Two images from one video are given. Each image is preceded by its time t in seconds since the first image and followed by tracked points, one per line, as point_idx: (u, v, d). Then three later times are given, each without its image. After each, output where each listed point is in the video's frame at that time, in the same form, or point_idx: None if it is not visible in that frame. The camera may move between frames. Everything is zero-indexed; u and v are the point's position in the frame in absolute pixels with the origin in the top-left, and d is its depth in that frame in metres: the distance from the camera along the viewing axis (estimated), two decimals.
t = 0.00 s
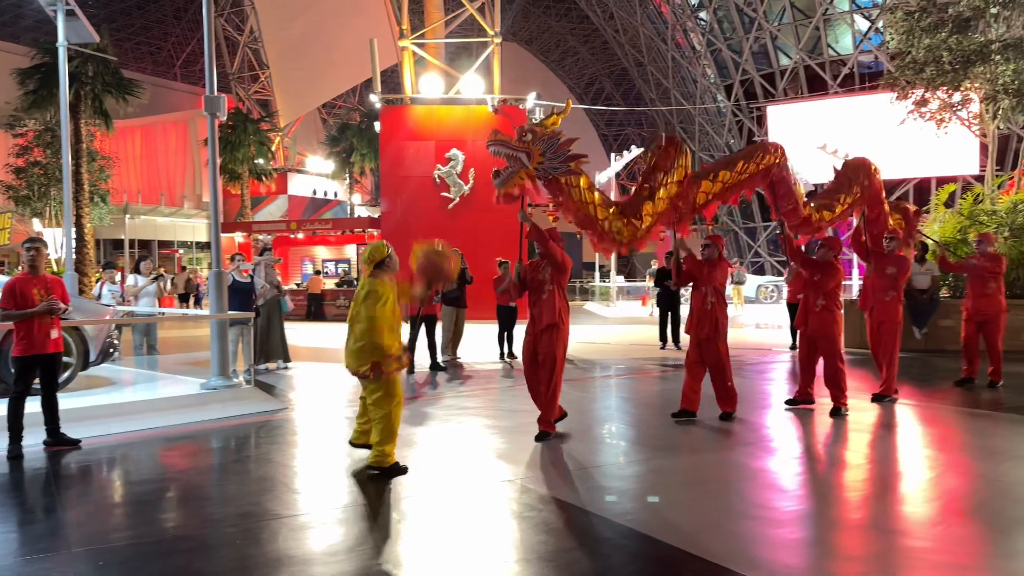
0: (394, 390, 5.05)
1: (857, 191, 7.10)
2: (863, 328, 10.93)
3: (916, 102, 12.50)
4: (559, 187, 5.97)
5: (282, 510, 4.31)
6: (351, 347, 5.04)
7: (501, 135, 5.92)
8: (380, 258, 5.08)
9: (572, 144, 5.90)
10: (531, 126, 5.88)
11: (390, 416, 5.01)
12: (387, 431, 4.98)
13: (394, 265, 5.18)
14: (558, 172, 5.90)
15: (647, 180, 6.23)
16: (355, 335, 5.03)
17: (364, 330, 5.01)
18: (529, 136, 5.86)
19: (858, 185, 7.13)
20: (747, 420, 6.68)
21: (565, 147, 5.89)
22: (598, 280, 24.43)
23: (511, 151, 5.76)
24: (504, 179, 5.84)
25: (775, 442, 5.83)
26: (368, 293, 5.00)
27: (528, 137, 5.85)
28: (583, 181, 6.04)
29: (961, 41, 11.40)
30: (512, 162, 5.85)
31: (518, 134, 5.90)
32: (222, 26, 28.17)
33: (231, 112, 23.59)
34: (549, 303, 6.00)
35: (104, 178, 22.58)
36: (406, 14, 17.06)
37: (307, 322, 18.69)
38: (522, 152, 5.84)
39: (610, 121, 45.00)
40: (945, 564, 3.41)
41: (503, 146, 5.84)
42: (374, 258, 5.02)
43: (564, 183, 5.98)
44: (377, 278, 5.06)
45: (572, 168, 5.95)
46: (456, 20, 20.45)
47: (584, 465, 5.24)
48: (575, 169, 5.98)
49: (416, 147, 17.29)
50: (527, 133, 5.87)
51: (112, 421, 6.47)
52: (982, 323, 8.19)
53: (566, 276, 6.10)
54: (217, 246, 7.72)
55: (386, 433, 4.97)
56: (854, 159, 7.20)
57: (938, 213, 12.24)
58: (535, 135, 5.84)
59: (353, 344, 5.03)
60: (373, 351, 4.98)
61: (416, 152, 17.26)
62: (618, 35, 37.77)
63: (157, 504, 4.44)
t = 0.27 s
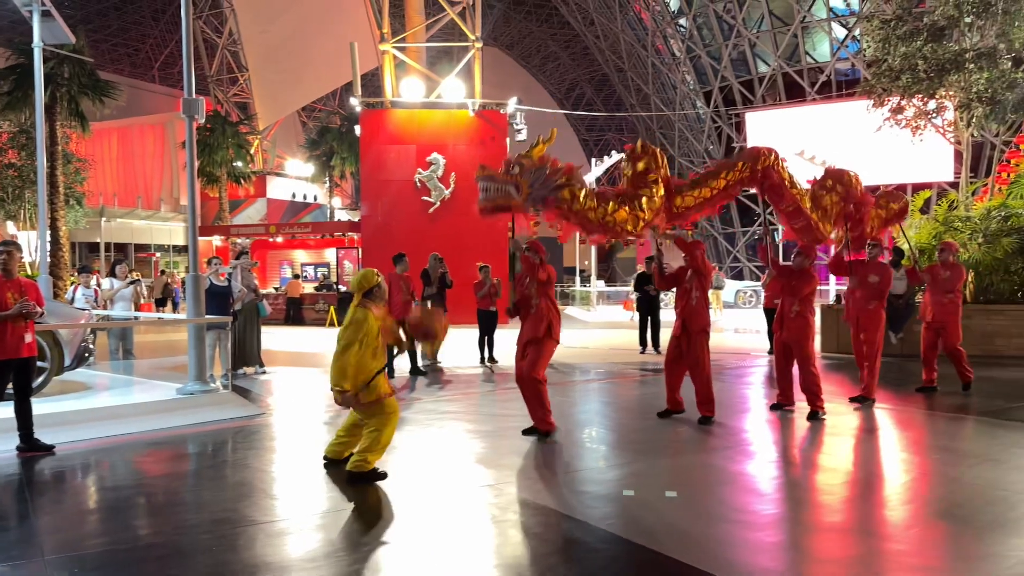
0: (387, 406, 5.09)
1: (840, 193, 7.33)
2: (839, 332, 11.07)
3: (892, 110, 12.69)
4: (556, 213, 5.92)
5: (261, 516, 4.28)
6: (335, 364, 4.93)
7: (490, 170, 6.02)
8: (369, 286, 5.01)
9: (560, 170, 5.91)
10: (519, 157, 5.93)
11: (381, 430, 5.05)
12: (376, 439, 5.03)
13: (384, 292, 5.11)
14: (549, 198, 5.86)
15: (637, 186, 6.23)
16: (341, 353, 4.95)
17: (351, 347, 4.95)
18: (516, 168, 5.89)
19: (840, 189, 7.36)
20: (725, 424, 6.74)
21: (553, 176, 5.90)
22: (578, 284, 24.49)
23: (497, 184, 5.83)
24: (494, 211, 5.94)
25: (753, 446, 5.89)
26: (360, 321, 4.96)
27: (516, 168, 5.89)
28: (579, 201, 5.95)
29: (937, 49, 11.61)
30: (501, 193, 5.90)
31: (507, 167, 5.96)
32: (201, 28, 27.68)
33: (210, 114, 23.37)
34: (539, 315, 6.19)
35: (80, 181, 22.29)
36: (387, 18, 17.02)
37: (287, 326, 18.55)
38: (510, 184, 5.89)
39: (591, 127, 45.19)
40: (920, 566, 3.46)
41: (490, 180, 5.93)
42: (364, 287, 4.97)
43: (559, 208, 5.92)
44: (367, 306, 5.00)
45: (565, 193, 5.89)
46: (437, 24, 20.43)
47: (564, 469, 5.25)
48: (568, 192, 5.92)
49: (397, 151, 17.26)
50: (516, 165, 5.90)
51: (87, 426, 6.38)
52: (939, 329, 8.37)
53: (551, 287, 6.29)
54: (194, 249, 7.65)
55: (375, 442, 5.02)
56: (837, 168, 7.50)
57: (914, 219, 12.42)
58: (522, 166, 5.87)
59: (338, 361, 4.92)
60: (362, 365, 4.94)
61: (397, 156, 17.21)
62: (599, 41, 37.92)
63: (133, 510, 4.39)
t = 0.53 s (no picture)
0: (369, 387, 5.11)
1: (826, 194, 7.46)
2: (821, 336, 11.16)
3: (872, 116, 12.86)
4: (528, 179, 5.58)
5: (243, 521, 4.23)
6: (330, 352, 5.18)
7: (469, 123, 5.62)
8: (349, 261, 5.25)
9: (541, 134, 5.57)
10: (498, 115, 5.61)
11: (362, 412, 5.05)
12: (358, 426, 5.04)
13: (363, 268, 5.34)
14: (525, 161, 5.52)
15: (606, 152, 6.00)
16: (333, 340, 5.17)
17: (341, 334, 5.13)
18: (494, 125, 5.57)
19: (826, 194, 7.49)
20: (708, 428, 6.76)
21: (532, 135, 5.55)
22: (563, 288, 24.53)
23: (473, 139, 5.48)
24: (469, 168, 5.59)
25: (736, 450, 5.91)
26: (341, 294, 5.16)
27: (494, 127, 5.57)
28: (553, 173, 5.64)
29: (916, 57, 11.81)
30: (476, 154, 5.58)
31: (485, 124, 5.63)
32: (183, 30, 26.93)
33: (192, 117, 23.20)
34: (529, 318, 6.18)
35: (59, 183, 22.01)
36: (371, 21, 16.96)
37: (269, 330, 18.41)
38: (488, 142, 5.57)
39: (575, 132, 45.30)
40: (903, 569, 3.49)
41: (467, 137, 5.53)
42: (344, 261, 5.19)
43: (533, 173, 5.58)
44: (348, 280, 5.20)
45: (540, 157, 5.58)
46: (422, 28, 20.44)
47: (548, 473, 5.24)
48: (543, 160, 5.62)
49: (380, 155, 17.19)
50: (493, 124, 5.59)
51: (67, 431, 6.28)
52: (918, 330, 8.47)
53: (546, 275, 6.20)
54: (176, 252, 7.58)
55: (358, 430, 5.03)
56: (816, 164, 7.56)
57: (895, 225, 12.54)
58: (500, 124, 5.53)
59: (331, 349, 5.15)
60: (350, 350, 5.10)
61: (381, 160, 17.16)
62: (583, 46, 38.07)
63: (112, 516, 4.32)
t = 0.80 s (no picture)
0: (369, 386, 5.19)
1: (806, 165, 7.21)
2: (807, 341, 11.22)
3: (858, 122, 12.95)
4: (519, 123, 6.06)
5: (228, 526, 4.19)
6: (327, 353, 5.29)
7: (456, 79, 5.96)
8: (336, 268, 5.18)
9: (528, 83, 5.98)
10: (486, 66, 5.95)
11: (359, 415, 5.08)
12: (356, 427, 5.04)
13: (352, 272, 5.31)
14: (517, 109, 5.99)
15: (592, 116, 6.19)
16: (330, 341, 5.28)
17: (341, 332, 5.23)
18: (484, 76, 5.94)
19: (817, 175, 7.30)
20: (695, 432, 6.79)
21: (520, 86, 5.97)
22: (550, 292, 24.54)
23: (465, 91, 5.85)
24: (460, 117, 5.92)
25: (723, 453, 5.93)
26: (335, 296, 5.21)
27: (483, 77, 5.93)
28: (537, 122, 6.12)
29: (901, 63, 11.93)
30: (467, 104, 5.92)
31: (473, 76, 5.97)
32: (170, 34, 27.15)
33: (178, 119, 23.05)
34: (527, 322, 6.15)
35: (44, 186, 21.78)
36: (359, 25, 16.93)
37: (255, 334, 18.31)
38: (478, 93, 5.93)
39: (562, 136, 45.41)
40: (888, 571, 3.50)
41: (457, 88, 5.89)
42: (332, 268, 5.14)
43: (520, 121, 6.06)
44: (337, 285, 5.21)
45: (529, 106, 6.04)
46: (410, 32, 20.44)
47: (536, 477, 5.23)
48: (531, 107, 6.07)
49: (368, 158, 17.15)
50: (482, 74, 5.95)
51: (50, 436, 6.21)
52: (908, 335, 8.53)
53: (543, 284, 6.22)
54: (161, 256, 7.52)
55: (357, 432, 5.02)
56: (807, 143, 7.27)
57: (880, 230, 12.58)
58: (490, 74, 5.92)
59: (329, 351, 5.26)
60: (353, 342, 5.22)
61: (369, 163, 17.13)
62: (570, 51, 38.17)
63: (96, 521, 4.27)
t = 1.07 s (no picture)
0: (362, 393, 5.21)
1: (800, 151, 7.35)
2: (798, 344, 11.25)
3: (848, 125, 13.00)
4: (503, 135, 5.95)
5: (219, 530, 4.17)
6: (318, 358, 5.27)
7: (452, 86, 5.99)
8: (330, 267, 5.32)
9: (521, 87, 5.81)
10: (477, 73, 5.87)
11: (355, 420, 5.14)
12: (351, 435, 5.10)
13: (345, 275, 5.40)
14: (506, 115, 5.85)
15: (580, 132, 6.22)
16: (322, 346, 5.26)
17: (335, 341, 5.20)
18: (476, 82, 5.83)
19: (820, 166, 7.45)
20: (687, 434, 6.79)
21: (512, 92, 5.83)
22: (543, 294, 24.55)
23: (457, 97, 5.80)
24: (453, 123, 5.91)
25: (716, 456, 5.94)
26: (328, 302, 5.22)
27: (474, 83, 5.83)
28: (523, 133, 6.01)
29: (891, 67, 12.00)
30: (461, 110, 5.88)
31: (467, 82, 5.91)
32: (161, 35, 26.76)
33: (169, 121, 22.96)
34: (529, 322, 6.15)
35: (34, 188, 21.64)
36: (351, 27, 16.90)
37: (246, 337, 18.24)
38: (471, 99, 5.85)
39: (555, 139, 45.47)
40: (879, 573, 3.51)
41: (451, 94, 5.90)
42: (325, 267, 5.27)
43: (509, 130, 5.94)
44: (330, 287, 5.29)
45: (519, 114, 5.88)
46: (402, 35, 20.43)
47: (530, 480, 5.22)
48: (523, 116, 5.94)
49: (360, 161, 17.13)
50: (474, 80, 5.84)
51: (38, 439, 6.15)
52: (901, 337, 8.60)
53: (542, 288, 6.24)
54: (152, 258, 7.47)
55: (352, 440, 5.08)
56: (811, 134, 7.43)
57: (870, 232, 12.63)
58: (482, 81, 5.80)
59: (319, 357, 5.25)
60: (342, 356, 5.16)
61: (361, 166, 17.09)
62: (563, 54, 38.25)
63: (86, 525, 4.24)
